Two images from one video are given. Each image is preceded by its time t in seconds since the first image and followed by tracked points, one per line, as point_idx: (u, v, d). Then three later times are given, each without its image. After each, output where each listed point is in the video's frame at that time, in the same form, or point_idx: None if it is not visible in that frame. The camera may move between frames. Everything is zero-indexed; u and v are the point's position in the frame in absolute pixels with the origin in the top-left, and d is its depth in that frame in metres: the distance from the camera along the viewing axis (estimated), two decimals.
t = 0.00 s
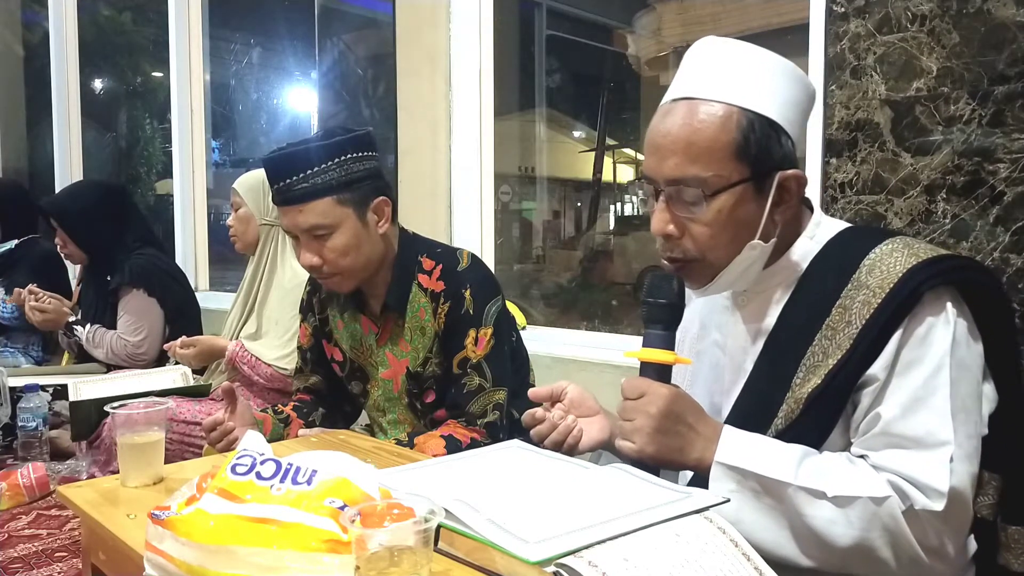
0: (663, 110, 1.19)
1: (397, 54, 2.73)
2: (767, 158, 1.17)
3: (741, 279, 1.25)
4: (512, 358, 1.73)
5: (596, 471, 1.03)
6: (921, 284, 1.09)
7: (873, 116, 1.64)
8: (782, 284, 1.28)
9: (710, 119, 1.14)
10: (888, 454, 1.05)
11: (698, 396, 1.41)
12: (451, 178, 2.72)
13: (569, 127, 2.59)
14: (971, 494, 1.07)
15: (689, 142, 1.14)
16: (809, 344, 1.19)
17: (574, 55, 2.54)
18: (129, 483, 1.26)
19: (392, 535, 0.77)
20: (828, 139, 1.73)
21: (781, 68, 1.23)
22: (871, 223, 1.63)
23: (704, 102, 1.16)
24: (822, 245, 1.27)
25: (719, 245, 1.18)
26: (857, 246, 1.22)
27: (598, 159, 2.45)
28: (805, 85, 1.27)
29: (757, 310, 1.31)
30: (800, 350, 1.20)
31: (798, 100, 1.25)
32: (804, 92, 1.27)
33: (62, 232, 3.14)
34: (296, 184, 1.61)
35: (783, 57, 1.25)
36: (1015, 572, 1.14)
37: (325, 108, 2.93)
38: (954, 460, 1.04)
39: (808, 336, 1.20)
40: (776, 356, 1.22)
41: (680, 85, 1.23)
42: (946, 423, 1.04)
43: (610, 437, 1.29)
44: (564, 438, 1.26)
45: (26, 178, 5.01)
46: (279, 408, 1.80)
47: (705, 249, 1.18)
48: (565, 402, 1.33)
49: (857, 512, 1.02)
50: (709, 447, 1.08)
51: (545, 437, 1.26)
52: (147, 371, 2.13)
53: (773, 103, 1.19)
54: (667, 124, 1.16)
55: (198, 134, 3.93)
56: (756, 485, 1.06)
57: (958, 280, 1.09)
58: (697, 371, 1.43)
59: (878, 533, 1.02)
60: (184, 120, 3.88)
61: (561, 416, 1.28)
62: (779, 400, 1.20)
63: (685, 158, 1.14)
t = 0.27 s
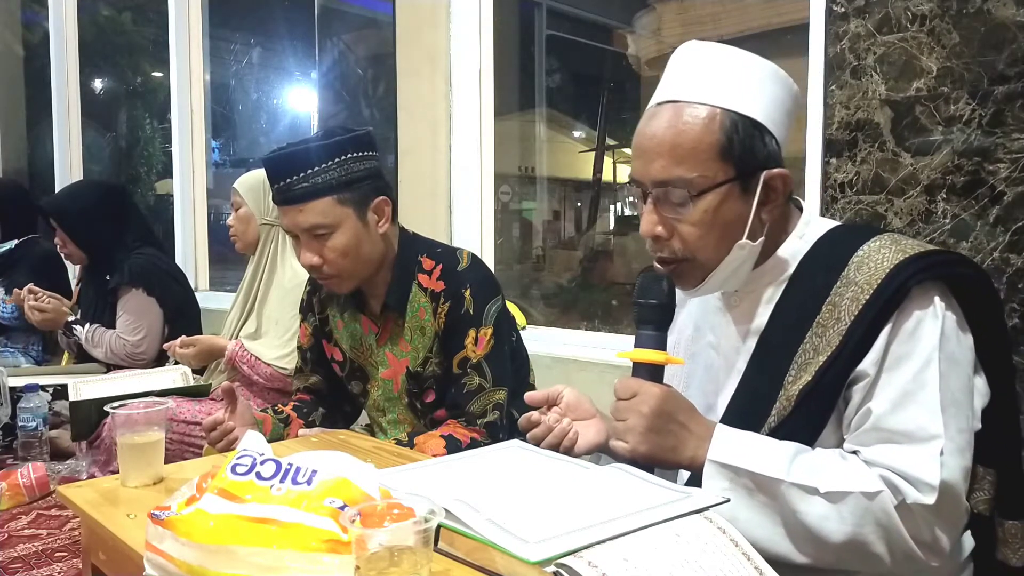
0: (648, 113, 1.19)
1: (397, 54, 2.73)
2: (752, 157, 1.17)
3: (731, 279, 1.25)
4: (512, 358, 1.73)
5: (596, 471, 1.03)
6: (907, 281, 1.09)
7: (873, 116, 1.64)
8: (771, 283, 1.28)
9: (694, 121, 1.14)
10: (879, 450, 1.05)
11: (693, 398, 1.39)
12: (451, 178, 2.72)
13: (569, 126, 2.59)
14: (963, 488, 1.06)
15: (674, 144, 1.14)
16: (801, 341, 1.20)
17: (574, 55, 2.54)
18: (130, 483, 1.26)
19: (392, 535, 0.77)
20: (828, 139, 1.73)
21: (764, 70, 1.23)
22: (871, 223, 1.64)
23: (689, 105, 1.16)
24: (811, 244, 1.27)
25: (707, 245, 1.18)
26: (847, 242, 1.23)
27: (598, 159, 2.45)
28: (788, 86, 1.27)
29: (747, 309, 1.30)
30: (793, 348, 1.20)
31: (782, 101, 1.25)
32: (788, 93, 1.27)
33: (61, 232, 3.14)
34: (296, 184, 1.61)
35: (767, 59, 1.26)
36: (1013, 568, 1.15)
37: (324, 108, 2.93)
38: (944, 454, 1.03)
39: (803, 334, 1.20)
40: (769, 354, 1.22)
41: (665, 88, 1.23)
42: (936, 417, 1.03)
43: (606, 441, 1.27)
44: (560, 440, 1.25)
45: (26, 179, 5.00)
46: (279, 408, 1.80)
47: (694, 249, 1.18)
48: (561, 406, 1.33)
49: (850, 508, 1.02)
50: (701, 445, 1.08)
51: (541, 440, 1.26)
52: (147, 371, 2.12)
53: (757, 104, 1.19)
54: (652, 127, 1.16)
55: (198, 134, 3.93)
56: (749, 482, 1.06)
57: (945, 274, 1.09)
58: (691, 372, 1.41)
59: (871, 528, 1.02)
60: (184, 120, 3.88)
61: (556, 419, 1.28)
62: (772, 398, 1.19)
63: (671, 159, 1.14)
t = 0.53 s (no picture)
0: (644, 114, 1.19)
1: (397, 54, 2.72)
2: (746, 156, 1.17)
3: (727, 279, 1.25)
4: (512, 357, 1.73)
5: (596, 471, 1.03)
6: (902, 278, 1.09)
7: (873, 115, 1.64)
8: (769, 282, 1.28)
9: (689, 121, 1.15)
10: (874, 448, 1.06)
11: (691, 398, 1.39)
12: (451, 178, 2.72)
13: (569, 126, 2.59)
14: (959, 486, 1.06)
15: (669, 144, 1.14)
16: (798, 340, 1.19)
17: (574, 54, 2.54)
18: (129, 483, 1.26)
19: (392, 535, 0.77)
20: (828, 138, 1.73)
21: (759, 70, 1.24)
22: (871, 223, 1.64)
23: (684, 106, 1.16)
24: (808, 243, 1.27)
25: (703, 243, 1.18)
26: (843, 241, 1.23)
27: (598, 158, 2.45)
28: (784, 87, 1.27)
29: (744, 308, 1.31)
30: (790, 346, 1.20)
31: (777, 101, 1.26)
32: (783, 94, 1.28)
33: (61, 232, 3.14)
34: (296, 183, 1.61)
35: (763, 60, 1.26)
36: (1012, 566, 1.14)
37: (324, 107, 2.92)
38: (940, 451, 1.03)
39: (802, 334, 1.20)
40: (766, 352, 1.23)
41: (660, 89, 1.23)
42: (932, 415, 1.04)
43: (604, 441, 1.27)
44: (558, 441, 1.26)
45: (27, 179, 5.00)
46: (279, 408, 1.80)
47: (690, 248, 1.18)
48: (559, 406, 1.33)
49: (846, 506, 1.02)
50: (699, 443, 1.08)
51: (539, 440, 1.27)
52: (148, 371, 2.12)
53: (751, 105, 1.20)
54: (647, 128, 1.16)
55: (197, 133, 3.93)
56: (745, 481, 1.06)
57: (938, 272, 1.09)
58: (689, 373, 1.41)
59: (866, 526, 1.02)
60: (184, 120, 3.88)
61: (554, 419, 1.28)
62: (769, 397, 1.19)
63: (665, 159, 1.14)
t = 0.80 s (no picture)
0: (648, 113, 1.19)
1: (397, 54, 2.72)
2: (751, 156, 1.17)
3: (730, 279, 1.25)
4: (512, 357, 1.73)
5: (596, 471, 1.03)
6: (906, 280, 1.09)
7: (873, 115, 1.64)
8: (771, 282, 1.28)
9: (693, 120, 1.14)
10: (876, 450, 1.05)
11: (692, 397, 1.39)
12: (451, 178, 2.72)
13: (569, 126, 2.59)
14: (962, 489, 1.06)
15: (673, 143, 1.14)
16: (802, 341, 1.20)
17: (574, 54, 2.54)
18: (129, 483, 1.26)
19: (392, 535, 0.77)
20: (828, 139, 1.73)
21: (764, 69, 1.23)
22: (871, 224, 1.64)
23: (689, 105, 1.16)
24: (811, 243, 1.27)
25: (707, 243, 1.18)
26: (847, 243, 1.23)
27: (598, 159, 2.46)
28: (788, 86, 1.27)
29: (748, 308, 1.31)
30: (792, 347, 1.20)
31: (781, 100, 1.26)
32: (787, 93, 1.28)
33: (61, 232, 3.14)
34: (296, 183, 1.61)
35: (767, 59, 1.26)
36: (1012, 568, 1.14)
37: (324, 107, 2.92)
38: (943, 454, 1.03)
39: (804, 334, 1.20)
40: (769, 352, 1.23)
41: (664, 86, 1.23)
42: (935, 417, 1.03)
43: (605, 440, 1.26)
44: (559, 440, 1.25)
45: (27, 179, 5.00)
46: (279, 408, 1.80)
47: (694, 248, 1.18)
48: (560, 405, 1.33)
49: (848, 507, 1.02)
50: (702, 443, 1.08)
51: (540, 439, 1.27)
52: (148, 371, 2.12)
53: (755, 104, 1.20)
54: (651, 127, 1.16)
55: (197, 133, 3.93)
56: (747, 481, 1.06)
57: (942, 274, 1.09)
58: (690, 372, 1.41)
59: (869, 527, 1.02)
60: (184, 120, 3.88)
61: (555, 418, 1.28)
62: (772, 397, 1.19)
63: (669, 158, 1.14)
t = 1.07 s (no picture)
0: (663, 108, 1.19)
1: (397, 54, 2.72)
2: (768, 155, 1.17)
3: (742, 277, 1.24)
4: (512, 358, 1.74)
5: (596, 471, 1.03)
6: (919, 284, 1.09)
7: (873, 115, 1.64)
8: (782, 283, 1.28)
9: (709, 117, 1.14)
10: (885, 453, 1.06)
11: (697, 395, 1.40)
12: (451, 178, 2.72)
13: (569, 126, 2.59)
14: (969, 495, 1.06)
15: (689, 139, 1.14)
16: (810, 343, 1.19)
17: (573, 54, 2.54)
18: (129, 483, 1.26)
19: (392, 535, 0.77)
20: (828, 139, 1.73)
21: (778, 66, 1.23)
22: (871, 223, 1.64)
23: (704, 101, 1.16)
24: (821, 244, 1.27)
25: (719, 242, 1.18)
26: (859, 245, 1.23)
27: (598, 159, 2.46)
28: (802, 84, 1.27)
29: (760, 307, 1.30)
30: (800, 348, 1.20)
31: (797, 100, 1.25)
32: (803, 92, 1.27)
33: (62, 230, 3.14)
34: (296, 182, 1.61)
35: (781, 56, 1.26)
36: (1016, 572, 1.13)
37: (324, 107, 2.92)
38: (952, 460, 1.04)
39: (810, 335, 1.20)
40: (776, 353, 1.23)
41: (679, 84, 1.23)
42: (945, 422, 1.04)
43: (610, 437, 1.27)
44: (564, 437, 1.26)
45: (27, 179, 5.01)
46: (279, 408, 1.80)
47: (706, 246, 1.18)
48: (564, 401, 1.32)
49: (855, 511, 1.02)
50: (709, 444, 1.08)
51: (545, 436, 1.26)
52: (148, 371, 2.13)
53: (771, 101, 1.19)
54: (667, 122, 1.15)
55: (198, 134, 3.94)
56: (753, 483, 1.06)
57: (958, 278, 1.09)
58: (696, 370, 1.42)
59: (876, 531, 1.02)
60: (184, 120, 3.89)
61: (560, 415, 1.28)
62: (780, 398, 1.19)
63: (685, 155, 1.14)
